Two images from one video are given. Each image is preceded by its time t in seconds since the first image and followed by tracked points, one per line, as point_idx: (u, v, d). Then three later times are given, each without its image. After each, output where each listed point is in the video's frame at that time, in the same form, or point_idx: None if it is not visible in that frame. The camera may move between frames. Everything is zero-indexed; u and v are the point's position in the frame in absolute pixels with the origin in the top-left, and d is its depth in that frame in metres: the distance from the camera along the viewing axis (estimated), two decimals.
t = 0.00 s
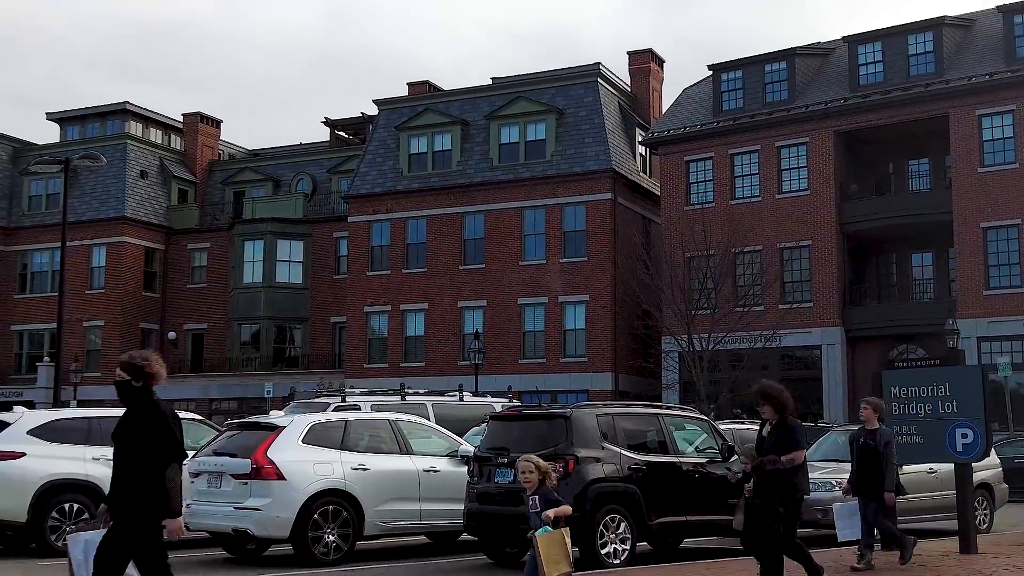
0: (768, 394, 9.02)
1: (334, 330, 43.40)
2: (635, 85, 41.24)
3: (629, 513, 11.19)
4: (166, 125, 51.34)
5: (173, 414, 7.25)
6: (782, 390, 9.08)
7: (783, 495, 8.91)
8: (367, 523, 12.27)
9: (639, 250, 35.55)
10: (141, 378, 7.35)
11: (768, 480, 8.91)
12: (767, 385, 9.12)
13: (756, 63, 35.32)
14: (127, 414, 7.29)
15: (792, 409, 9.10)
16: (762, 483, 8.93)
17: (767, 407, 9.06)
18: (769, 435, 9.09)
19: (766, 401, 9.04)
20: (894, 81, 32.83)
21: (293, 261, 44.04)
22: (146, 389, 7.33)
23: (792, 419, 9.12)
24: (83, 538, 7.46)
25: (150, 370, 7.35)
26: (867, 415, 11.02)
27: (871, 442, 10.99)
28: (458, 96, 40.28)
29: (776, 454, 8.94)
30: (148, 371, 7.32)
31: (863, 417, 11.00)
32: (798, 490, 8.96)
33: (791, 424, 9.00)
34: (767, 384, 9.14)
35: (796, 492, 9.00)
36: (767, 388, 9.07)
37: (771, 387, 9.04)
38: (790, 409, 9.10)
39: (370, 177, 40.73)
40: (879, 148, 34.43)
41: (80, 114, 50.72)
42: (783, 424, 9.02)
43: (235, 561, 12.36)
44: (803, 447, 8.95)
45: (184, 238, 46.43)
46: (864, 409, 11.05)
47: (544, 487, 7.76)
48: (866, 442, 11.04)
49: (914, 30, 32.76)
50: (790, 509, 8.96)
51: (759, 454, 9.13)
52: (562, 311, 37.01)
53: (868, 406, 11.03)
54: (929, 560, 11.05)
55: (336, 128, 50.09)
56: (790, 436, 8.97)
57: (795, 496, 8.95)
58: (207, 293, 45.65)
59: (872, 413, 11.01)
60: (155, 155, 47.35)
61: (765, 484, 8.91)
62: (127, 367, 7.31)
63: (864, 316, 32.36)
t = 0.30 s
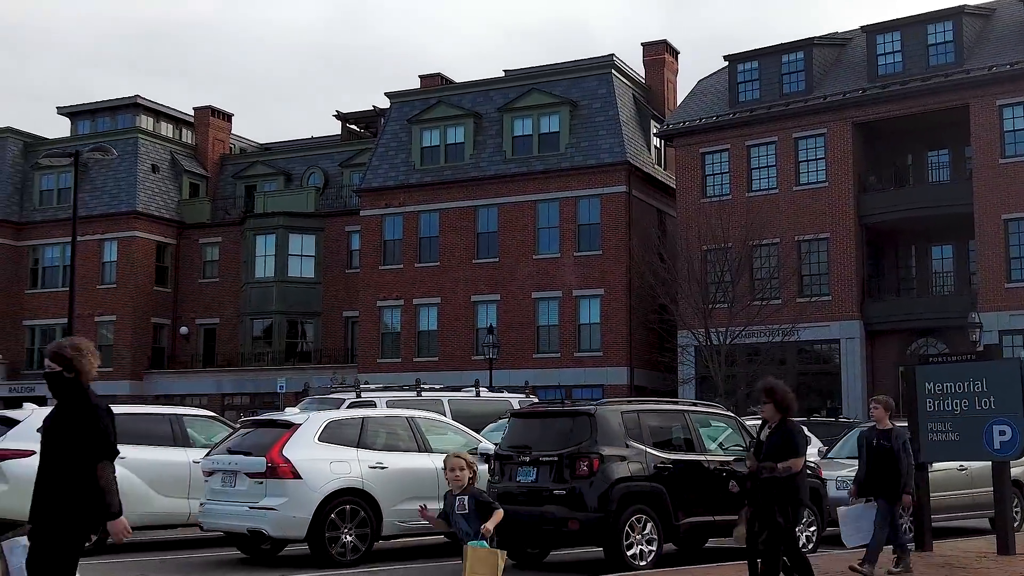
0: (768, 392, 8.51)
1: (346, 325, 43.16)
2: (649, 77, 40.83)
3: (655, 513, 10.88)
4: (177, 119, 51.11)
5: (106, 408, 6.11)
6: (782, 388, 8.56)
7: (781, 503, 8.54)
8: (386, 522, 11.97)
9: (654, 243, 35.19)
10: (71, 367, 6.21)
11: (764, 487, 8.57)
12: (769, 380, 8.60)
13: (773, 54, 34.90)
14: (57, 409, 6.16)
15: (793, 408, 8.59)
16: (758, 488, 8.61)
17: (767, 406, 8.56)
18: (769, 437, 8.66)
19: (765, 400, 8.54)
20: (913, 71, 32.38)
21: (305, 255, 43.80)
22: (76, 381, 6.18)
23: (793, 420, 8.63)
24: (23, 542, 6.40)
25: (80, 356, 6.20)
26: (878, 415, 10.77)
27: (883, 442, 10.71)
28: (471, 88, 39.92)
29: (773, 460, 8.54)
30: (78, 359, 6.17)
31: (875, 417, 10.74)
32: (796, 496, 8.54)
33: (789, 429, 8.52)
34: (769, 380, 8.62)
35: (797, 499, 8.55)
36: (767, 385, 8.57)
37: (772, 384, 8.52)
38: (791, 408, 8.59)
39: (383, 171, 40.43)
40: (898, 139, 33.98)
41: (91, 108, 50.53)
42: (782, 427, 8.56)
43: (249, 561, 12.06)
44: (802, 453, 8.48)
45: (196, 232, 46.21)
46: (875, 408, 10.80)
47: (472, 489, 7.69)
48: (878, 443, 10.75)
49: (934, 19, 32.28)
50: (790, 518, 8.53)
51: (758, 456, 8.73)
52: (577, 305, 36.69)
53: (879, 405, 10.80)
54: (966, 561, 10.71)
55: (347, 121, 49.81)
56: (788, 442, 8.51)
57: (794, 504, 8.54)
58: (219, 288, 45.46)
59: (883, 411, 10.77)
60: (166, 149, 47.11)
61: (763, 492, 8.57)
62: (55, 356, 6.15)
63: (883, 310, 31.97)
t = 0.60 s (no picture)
0: (792, 380, 8.04)
1: (383, 322, 43.02)
2: (688, 70, 40.36)
3: (710, 512, 10.56)
4: (214, 116, 51.24)
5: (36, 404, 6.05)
6: (810, 377, 8.05)
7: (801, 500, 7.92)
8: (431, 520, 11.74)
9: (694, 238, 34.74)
10: (22, 361, 6.22)
11: (784, 482, 7.99)
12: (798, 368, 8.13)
13: (814, 45, 34.39)
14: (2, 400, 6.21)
15: (820, 400, 8.03)
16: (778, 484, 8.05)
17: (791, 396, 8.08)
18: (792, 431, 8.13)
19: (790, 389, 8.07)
20: (959, 61, 31.72)
21: (342, 252, 43.71)
22: (23, 375, 6.19)
23: (820, 415, 8.04)
24: None
25: (29, 351, 6.22)
26: (923, 409, 10.35)
27: (924, 437, 10.28)
28: (507, 83, 39.63)
29: (792, 454, 7.96)
30: (30, 348, 6.25)
31: (918, 409, 10.35)
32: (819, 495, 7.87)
33: (812, 423, 7.95)
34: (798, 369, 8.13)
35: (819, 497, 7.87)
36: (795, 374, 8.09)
37: (798, 372, 8.05)
38: (818, 400, 8.03)
39: (419, 166, 40.22)
40: (943, 131, 33.31)
41: (129, 107, 50.77)
42: (805, 418, 8.00)
43: (293, 560, 11.84)
44: (822, 447, 7.86)
45: (234, 230, 46.27)
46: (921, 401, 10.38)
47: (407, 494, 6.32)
48: (920, 438, 10.33)
49: (980, 8, 31.60)
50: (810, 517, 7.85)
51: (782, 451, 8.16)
52: (615, 301, 36.32)
53: (925, 398, 10.37)
54: None
55: (384, 118, 49.69)
56: (809, 435, 7.93)
57: (817, 503, 7.87)
58: (256, 285, 45.49)
59: (928, 404, 10.31)
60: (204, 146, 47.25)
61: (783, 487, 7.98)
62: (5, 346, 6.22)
63: (930, 304, 31.35)
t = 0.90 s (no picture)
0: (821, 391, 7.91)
1: (441, 323, 42.93)
2: (748, 66, 39.75)
3: (784, 520, 10.20)
4: (272, 120, 51.57)
5: None
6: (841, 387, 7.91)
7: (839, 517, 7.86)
8: (495, 528, 11.51)
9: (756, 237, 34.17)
10: None
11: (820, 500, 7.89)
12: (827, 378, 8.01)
13: (878, 39, 33.67)
14: None
15: (852, 411, 7.88)
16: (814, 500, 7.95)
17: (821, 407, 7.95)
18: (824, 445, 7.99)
19: (820, 400, 7.94)
20: None
21: (400, 254, 43.70)
22: None
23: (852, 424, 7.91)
24: None
25: None
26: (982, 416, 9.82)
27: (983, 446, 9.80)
28: (564, 82, 39.31)
29: (827, 469, 7.83)
30: None
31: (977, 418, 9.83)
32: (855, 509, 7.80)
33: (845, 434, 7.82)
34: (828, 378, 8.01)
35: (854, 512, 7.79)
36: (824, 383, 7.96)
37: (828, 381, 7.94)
38: (851, 410, 7.88)
39: (476, 167, 40.05)
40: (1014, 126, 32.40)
41: (189, 111, 51.26)
42: (837, 431, 7.88)
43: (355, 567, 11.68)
44: (857, 459, 7.74)
45: (293, 233, 46.50)
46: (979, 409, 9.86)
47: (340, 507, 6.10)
48: (980, 450, 9.82)
49: None
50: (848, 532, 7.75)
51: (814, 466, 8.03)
52: (676, 301, 35.87)
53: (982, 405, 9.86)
54: None
55: (440, 119, 49.64)
56: (842, 448, 7.80)
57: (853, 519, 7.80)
58: (315, 288, 45.67)
59: (987, 412, 9.80)
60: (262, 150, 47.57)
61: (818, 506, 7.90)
62: None
63: (1001, 304, 30.49)
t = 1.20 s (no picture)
0: (851, 387, 7.31)
1: (500, 329, 42.68)
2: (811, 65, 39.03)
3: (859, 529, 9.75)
4: (332, 127, 51.82)
5: None
6: (873, 384, 7.33)
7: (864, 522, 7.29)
8: (558, 538, 11.19)
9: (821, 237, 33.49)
10: None
11: (844, 503, 7.31)
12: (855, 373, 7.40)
13: (946, 34, 32.88)
14: None
15: (882, 410, 7.33)
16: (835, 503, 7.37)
17: (850, 404, 7.35)
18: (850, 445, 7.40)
19: (849, 396, 7.34)
20: None
21: (459, 259, 43.57)
22: None
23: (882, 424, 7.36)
24: None
25: None
26: None
27: None
28: (623, 84, 38.87)
29: (855, 471, 7.26)
30: None
31: None
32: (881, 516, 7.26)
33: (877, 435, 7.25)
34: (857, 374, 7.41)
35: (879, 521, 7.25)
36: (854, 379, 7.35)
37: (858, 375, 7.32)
38: (882, 409, 7.33)
39: (535, 172, 39.77)
40: None
41: (250, 121, 51.70)
42: (868, 431, 7.30)
43: None
44: (890, 462, 7.18)
45: (353, 239, 46.64)
46: None
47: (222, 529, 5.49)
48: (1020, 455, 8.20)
49: None
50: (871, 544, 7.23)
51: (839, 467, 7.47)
52: (739, 305, 35.28)
53: None
54: None
55: (498, 124, 49.49)
56: (872, 449, 7.24)
57: (879, 526, 7.26)
58: (375, 294, 45.73)
59: None
60: (323, 158, 47.81)
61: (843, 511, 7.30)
62: None
63: None
